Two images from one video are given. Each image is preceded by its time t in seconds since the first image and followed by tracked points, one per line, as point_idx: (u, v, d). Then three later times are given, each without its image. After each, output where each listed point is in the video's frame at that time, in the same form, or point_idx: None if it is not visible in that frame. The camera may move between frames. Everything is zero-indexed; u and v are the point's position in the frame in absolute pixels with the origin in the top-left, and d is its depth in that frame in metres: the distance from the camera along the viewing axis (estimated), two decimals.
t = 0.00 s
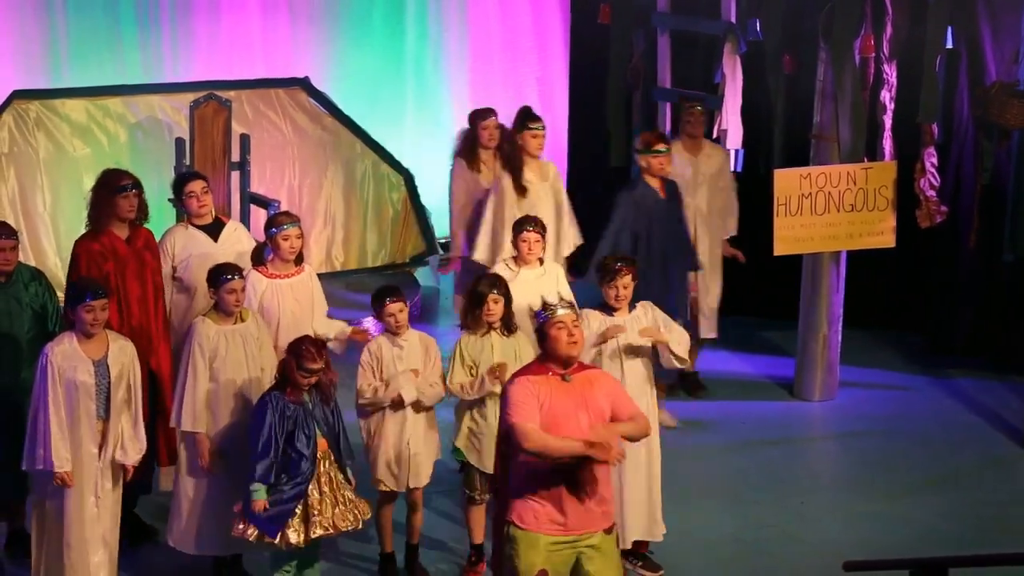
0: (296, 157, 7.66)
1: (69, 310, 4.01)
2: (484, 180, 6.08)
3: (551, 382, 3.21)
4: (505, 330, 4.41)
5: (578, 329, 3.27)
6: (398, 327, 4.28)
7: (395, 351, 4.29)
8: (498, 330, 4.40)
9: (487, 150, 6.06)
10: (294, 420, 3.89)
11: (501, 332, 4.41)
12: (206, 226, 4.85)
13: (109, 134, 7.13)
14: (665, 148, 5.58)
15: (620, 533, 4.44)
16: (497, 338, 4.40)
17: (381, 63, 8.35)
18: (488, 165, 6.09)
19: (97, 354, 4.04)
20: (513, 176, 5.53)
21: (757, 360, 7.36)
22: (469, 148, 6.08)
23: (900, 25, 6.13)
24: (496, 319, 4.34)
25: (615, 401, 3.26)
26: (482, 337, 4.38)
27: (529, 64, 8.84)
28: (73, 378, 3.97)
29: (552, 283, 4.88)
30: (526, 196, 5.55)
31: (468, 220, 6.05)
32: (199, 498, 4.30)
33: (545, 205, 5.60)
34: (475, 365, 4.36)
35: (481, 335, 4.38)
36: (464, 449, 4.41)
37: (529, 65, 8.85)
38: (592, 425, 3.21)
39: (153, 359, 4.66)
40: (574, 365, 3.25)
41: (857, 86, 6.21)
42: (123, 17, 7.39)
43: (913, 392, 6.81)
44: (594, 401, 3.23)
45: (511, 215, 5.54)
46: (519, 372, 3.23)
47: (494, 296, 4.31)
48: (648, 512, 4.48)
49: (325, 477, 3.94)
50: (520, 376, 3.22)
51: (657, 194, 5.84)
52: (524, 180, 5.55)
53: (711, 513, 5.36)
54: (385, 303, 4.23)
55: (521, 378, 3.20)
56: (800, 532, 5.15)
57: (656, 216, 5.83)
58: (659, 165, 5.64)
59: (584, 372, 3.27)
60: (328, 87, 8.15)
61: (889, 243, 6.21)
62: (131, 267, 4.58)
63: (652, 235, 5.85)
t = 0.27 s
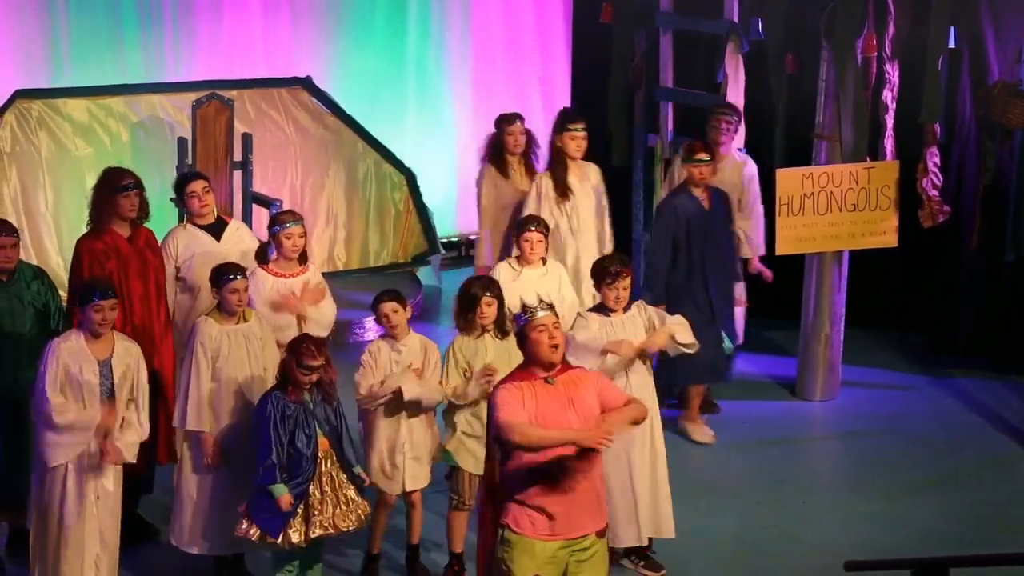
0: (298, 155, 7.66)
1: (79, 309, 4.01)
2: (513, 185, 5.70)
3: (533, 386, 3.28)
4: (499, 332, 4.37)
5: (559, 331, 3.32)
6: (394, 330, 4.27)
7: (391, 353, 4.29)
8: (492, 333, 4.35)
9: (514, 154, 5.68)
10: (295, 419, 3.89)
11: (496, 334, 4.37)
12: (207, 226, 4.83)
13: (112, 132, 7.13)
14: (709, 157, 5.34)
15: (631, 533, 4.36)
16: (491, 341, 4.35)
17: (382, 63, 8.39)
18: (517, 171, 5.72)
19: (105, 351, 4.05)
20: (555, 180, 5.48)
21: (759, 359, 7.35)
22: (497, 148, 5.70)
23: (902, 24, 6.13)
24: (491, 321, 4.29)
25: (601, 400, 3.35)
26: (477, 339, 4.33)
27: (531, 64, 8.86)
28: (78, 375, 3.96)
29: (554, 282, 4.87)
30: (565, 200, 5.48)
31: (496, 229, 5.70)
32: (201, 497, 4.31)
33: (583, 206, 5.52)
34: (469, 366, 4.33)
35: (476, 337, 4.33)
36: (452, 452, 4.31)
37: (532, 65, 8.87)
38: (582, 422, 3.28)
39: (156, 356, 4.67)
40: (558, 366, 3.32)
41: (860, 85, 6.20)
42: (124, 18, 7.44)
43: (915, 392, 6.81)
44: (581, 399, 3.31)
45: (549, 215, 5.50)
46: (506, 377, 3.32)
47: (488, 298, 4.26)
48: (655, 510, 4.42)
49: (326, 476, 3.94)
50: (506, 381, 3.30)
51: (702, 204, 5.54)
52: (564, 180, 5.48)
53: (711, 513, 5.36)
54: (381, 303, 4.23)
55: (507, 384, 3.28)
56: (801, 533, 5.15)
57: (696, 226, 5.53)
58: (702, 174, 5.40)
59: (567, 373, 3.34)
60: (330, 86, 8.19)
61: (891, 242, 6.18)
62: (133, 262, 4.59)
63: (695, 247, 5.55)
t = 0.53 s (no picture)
0: (296, 158, 7.61)
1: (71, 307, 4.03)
2: (531, 187, 5.79)
3: (530, 385, 3.41)
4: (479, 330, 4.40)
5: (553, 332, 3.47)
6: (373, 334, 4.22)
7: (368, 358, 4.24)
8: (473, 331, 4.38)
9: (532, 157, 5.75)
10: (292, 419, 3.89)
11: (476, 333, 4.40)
12: (205, 228, 4.79)
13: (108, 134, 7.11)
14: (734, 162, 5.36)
15: (633, 534, 4.36)
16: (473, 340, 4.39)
17: (381, 65, 8.40)
18: (535, 174, 5.80)
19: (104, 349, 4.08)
20: (574, 184, 5.45)
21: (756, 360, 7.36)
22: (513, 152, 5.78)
23: (898, 25, 6.15)
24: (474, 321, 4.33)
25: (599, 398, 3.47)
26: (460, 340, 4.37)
27: (528, 66, 8.82)
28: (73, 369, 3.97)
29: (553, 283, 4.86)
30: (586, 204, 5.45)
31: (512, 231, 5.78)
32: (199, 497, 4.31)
33: (606, 206, 5.48)
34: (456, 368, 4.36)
35: (460, 335, 4.37)
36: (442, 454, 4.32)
37: (529, 67, 8.82)
38: (580, 421, 3.40)
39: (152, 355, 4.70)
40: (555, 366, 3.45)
41: (856, 86, 6.21)
42: (122, 19, 7.51)
43: (912, 392, 6.82)
44: (579, 398, 3.43)
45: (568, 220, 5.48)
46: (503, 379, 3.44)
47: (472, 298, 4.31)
48: (654, 513, 4.42)
49: (322, 476, 3.94)
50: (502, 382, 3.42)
51: (727, 210, 5.49)
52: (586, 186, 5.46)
53: (710, 513, 5.37)
54: (362, 310, 4.19)
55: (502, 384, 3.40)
56: (800, 532, 5.15)
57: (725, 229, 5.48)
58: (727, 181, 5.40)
59: (564, 373, 3.47)
60: (328, 88, 8.18)
61: (888, 243, 6.20)
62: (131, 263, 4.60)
63: (721, 256, 5.51)
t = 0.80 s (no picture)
0: (288, 159, 7.57)
1: (23, 311, 3.99)
2: (550, 195, 5.74)
3: (522, 385, 3.41)
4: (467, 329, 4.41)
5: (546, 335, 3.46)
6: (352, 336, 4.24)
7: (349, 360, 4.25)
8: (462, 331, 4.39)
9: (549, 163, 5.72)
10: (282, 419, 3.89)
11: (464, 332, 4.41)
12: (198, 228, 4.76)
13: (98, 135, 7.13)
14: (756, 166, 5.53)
15: (622, 535, 4.38)
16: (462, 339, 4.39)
17: (373, 66, 8.38)
18: (552, 179, 5.75)
19: (72, 349, 4.03)
20: (600, 190, 5.51)
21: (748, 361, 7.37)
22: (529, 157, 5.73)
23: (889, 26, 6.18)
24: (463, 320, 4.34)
25: (590, 396, 3.47)
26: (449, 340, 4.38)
27: (520, 67, 8.85)
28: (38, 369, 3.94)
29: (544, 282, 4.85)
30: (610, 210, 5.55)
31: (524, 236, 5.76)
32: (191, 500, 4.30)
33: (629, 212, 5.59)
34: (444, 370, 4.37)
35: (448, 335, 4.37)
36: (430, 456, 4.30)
37: (522, 68, 8.86)
38: (572, 420, 3.40)
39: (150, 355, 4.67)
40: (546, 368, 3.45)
41: (847, 87, 6.24)
42: (113, 22, 7.47)
43: (904, 392, 6.83)
44: (571, 397, 3.43)
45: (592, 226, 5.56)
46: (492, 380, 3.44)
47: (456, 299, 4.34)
48: (645, 515, 4.42)
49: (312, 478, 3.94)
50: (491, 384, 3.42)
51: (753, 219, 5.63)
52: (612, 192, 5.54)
53: (704, 514, 5.37)
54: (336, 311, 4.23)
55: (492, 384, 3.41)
56: (793, 533, 5.17)
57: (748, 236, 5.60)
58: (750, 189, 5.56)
59: (556, 374, 3.47)
60: (320, 89, 8.16)
61: (879, 244, 6.20)
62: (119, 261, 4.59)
63: (744, 261, 5.62)
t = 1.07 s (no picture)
0: (286, 158, 7.58)
1: (9, 314, 3.91)
2: (569, 199, 5.71)
3: (514, 387, 3.42)
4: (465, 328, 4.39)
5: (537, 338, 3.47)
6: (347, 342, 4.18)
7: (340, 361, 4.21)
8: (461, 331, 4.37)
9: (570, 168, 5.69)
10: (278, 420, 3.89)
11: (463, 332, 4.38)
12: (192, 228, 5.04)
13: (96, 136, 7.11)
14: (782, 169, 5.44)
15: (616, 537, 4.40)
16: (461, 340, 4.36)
17: (370, 66, 8.39)
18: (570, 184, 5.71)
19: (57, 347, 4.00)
20: (618, 193, 5.54)
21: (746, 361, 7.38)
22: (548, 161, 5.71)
23: (886, 28, 6.21)
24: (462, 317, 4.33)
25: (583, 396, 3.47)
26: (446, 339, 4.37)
27: (518, 67, 8.88)
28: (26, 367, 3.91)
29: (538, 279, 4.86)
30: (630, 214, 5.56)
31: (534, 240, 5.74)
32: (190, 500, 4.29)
33: (650, 221, 5.60)
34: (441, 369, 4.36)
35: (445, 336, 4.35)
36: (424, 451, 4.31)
37: (519, 68, 8.89)
38: (564, 420, 3.40)
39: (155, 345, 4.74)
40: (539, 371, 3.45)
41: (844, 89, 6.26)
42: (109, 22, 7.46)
43: (901, 393, 6.84)
44: (563, 397, 3.43)
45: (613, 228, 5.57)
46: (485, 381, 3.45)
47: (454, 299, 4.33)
48: (641, 516, 4.43)
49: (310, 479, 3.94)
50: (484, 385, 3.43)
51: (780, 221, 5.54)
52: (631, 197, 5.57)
53: (702, 514, 5.38)
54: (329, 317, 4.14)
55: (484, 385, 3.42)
56: (791, 532, 5.18)
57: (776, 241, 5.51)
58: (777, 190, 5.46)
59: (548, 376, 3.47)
60: (318, 90, 8.18)
61: (876, 244, 6.20)
62: (119, 247, 4.69)
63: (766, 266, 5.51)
